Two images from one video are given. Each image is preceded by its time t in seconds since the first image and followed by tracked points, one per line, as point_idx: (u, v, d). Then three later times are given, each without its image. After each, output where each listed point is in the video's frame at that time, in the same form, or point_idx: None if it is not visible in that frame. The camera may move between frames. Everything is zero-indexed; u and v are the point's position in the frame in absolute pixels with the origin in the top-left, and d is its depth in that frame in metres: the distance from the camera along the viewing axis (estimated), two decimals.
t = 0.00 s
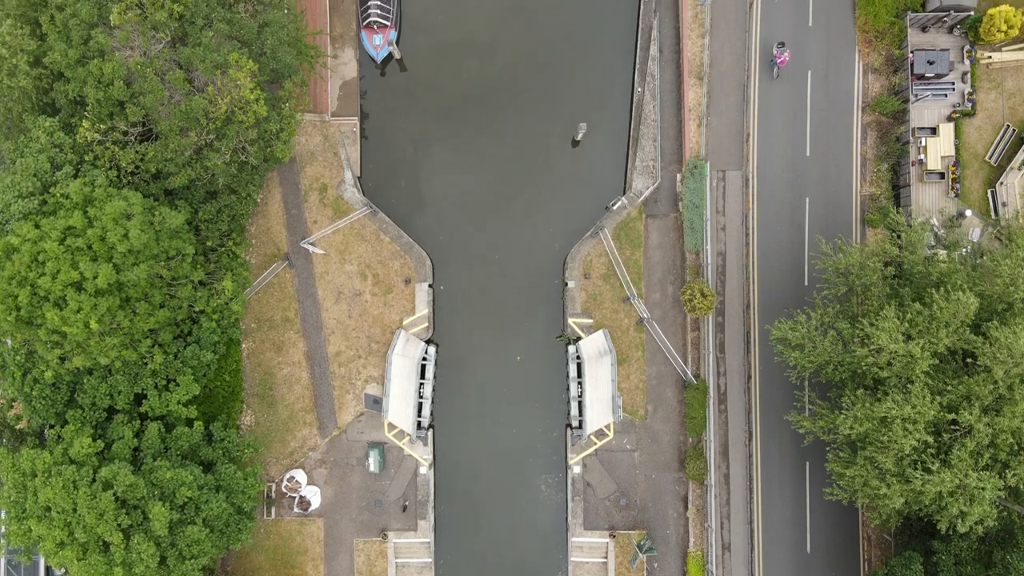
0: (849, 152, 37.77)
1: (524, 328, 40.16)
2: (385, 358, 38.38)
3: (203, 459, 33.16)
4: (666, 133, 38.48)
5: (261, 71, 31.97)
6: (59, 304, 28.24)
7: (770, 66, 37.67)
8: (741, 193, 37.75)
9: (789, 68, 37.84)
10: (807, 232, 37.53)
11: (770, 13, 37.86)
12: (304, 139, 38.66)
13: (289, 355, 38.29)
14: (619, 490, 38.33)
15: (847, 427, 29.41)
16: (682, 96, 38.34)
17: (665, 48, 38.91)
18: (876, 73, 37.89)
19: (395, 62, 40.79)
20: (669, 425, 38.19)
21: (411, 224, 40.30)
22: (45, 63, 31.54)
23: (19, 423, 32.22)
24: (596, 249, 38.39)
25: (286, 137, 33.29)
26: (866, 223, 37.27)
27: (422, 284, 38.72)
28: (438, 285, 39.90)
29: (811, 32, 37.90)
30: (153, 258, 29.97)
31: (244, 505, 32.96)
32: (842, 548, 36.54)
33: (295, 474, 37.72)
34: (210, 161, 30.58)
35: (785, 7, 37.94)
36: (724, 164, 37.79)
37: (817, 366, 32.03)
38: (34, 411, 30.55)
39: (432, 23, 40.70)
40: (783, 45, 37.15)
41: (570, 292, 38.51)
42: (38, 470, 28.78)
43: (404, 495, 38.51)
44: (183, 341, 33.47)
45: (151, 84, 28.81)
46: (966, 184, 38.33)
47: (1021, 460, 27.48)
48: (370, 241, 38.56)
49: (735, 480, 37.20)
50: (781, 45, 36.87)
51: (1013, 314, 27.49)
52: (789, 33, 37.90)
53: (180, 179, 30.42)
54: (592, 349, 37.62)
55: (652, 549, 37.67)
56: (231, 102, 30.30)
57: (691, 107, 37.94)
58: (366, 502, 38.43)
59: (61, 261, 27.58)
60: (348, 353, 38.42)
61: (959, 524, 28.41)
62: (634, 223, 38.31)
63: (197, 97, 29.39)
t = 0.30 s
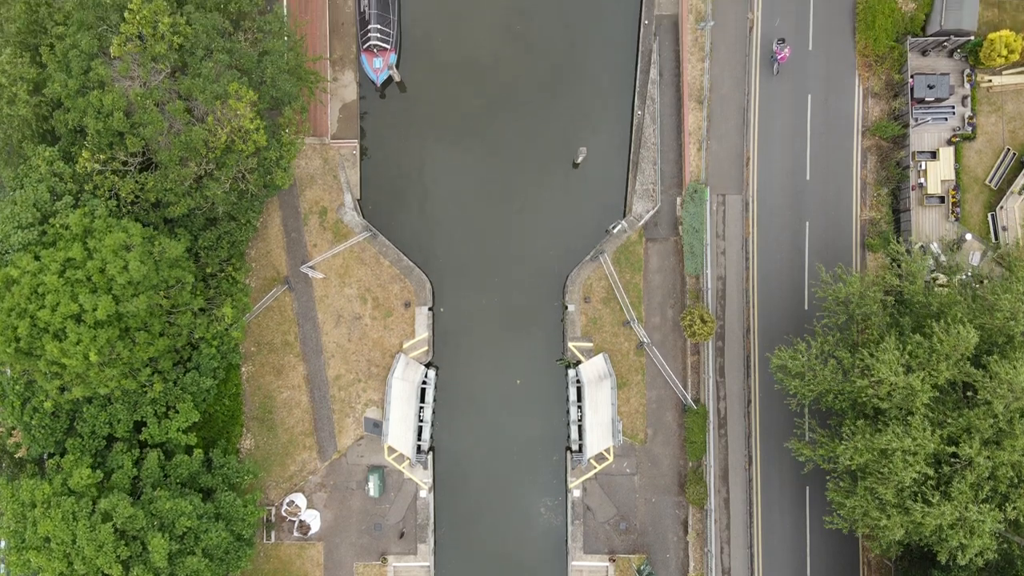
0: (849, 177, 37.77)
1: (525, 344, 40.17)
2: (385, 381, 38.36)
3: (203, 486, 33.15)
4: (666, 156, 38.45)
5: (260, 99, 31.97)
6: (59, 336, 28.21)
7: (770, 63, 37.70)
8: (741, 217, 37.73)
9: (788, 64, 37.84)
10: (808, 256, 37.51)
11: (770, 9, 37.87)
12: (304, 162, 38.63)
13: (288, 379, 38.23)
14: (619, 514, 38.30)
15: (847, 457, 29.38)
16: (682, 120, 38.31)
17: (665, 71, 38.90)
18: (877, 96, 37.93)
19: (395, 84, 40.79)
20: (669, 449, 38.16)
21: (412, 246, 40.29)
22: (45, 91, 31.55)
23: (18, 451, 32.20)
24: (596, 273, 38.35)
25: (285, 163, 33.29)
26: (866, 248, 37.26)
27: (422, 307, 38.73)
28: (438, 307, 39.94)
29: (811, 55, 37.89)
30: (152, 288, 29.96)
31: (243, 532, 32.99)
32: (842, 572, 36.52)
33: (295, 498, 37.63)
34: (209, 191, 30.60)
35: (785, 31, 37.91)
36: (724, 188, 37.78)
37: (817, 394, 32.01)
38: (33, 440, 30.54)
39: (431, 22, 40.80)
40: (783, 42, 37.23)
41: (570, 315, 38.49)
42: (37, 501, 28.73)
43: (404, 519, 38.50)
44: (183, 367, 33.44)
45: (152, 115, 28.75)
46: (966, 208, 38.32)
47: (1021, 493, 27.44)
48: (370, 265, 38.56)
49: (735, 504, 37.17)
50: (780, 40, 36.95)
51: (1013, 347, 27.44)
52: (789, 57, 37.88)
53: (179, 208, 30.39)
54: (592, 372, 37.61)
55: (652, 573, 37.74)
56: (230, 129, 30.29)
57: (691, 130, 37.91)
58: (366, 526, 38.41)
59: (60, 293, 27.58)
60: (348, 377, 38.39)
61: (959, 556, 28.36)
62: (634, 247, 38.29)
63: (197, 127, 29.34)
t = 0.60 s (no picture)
0: (849, 201, 37.76)
1: (524, 347, 40.20)
2: (385, 405, 38.33)
3: (202, 514, 33.20)
4: (666, 180, 38.43)
5: (260, 127, 31.93)
6: (58, 367, 28.16)
7: (770, 59, 37.74)
8: (741, 242, 37.70)
9: (788, 58, 37.91)
10: (807, 280, 37.50)
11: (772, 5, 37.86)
12: (304, 185, 38.56)
13: (288, 403, 38.19)
14: (619, 538, 38.29)
15: (847, 487, 29.36)
16: (682, 143, 38.27)
17: (665, 95, 38.90)
18: (876, 121, 37.85)
19: (395, 106, 40.82)
20: (669, 473, 38.14)
21: (412, 269, 40.28)
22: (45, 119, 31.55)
23: (17, 478, 32.13)
24: (596, 296, 38.31)
25: (285, 191, 33.25)
26: (866, 272, 37.26)
27: (422, 331, 38.73)
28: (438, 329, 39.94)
29: (811, 79, 37.91)
30: (152, 318, 29.92)
31: (243, 560, 33.08)
32: None
33: (295, 522, 37.66)
34: (209, 221, 30.61)
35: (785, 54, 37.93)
36: (724, 212, 37.77)
37: (817, 422, 31.99)
38: (32, 468, 30.48)
39: (431, 20, 40.79)
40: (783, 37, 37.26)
41: (570, 339, 38.44)
42: (37, 532, 28.61)
43: (404, 542, 38.54)
44: (183, 394, 33.39)
45: (152, 147, 28.68)
46: (966, 231, 38.33)
47: (1022, 526, 27.38)
48: (369, 288, 38.54)
49: (735, 528, 37.18)
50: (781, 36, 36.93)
51: (1013, 380, 27.41)
52: (789, 81, 37.92)
53: (179, 238, 30.35)
54: (592, 397, 37.57)
55: None
56: (230, 159, 30.28)
57: (691, 154, 37.89)
58: (366, 550, 38.44)
59: (60, 325, 27.55)
60: (348, 400, 38.36)
61: None
62: (634, 270, 38.25)
63: (197, 158, 29.34)
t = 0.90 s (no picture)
0: (849, 225, 37.73)
1: (525, 344, 40.35)
2: (385, 429, 38.32)
3: (201, 541, 33.21)
4: (666, 204, 38.43)
5: (260, 156, 31.92)
6: (58, 399, 28.16)
7: (771, 55, 37.76)
8: (741, 266, 37.67)
9: (789, 55, 37.91)
10: (807, 304, 37.46)
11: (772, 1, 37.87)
12: (304, 209, 38.52)
13: (288, 427, 38.15)
14: (619, 561, 38.26)
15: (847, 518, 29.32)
16: (682, 167, 38.26)
17: (665, 118, 38.90)
18: (876, 145, 37.84)
19: (395, 128, 40.70)
20: (669, 497, 38.10)
21: (412, 292, 40.28)
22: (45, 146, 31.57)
23: (17, 506, 32.17)
24: (596, 320, 38.31)
25: (283, 218, 33.18)
26: (866, 296, 37.23)
27: (422, 355, 38.72)
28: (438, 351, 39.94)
29: (811, 103, 37.89)
30: (151, 349, 29.93)
31: None
32: None
33: (295, 546, 37.66)
34: (209, 251, 30.59)
35: (785, 78, 37.89)
36: (724, 236, 37.74)
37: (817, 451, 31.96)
38: (31, 497, 30.49)
39: (431, 21, 40.79)
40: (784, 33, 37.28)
41: (570, 363, 38.44)
42: (36, 563, 28.27)
43: (403, 566, 38.54)
44: (182, 421, 33.36)
45: (151, 179, 28.66)
46: (966, 255, 38.30)
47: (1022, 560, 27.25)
48: (369, 311, 38.52)
49: (734, 553, 37.14)
50: (781, 32, 36.94)
51: (1014, 414, 27.40)
52: (789, 104, 37.91)
53: (179, 267, 30.33)
54: (592, 421, 37.54)
55: None
56: (229, 189, 30.19)
57: (690, 178, 37.88)
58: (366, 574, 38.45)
59: (59, 358, 27.55)
60: (348, 424, 38.34)
61: None
62: (634, 294, 38.24)
63: (197, 189, 29.34)
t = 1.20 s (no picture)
0: (849, 249, 37.68)
1: (525, 348, 40.36)
2: (384, 453, 38.30)
3: (200, 569, 33.16)
4: (666, 228, 38.40)
5: (260, 184, 31.94)
6: (57, 432, 28.15)
7: (771, 51, 37.74)
8: (741, 290, 37.60)
9: (789, 51, 37.88)
10: (808, 328, 37.35)
11: None
12: (304, 232, 38.50)
13: (288, 451, 38.10)
14: None
15: (846, 549, 29.24)
16: (683, 191, 38.22)
17: (665, 141, 38.84)
18: (876, 169, 37.81)
19: (394, 150, 40.44)
20: (669, 521, 38.07)
21: (412, 315, 40.25)
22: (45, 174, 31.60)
23: (16, 534, 32.14)
24: (596, 344, 38.33)
25: (282, 246, 33.12)
26: (866, 321, 37.20)
27: (421, 379, 38.72)
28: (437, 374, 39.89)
29: (811, 127, 37.86)
30: (150, 379, 29.89)
31: None
32: None
33: (294, 571, 37.59)
34: (208, 281, 30.60)
35: (785, 102, 37.88)
36: (724, 260, 37.72)
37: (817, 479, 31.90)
38: (30, 527, 30.47)
39: (432, 22, 40.82)
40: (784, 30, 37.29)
41: (570, 387, 38.48)
42: None
43: None
44: (181, 447, 33.30)
45: (150, 210, 28.64)
46: (967, 279, 38.29)
47: None
48: (369, 335, 38.50)
49: None
50: (781, 28, 36.95)
51: (1014, 448, 27.35)
52: (789, 128, 37.88)
53: (179, 297, 30.33)
54: (592, 445, 37.51)
55: None
56: (228, 218, 30.17)
57: (690, 203, 37.85)
58: None
59: (58, 391, 27.55)
60: (348, 448, 38.31)
61: None
62: (634, 318, 38.24)
63: (197, 219, 29.34)
